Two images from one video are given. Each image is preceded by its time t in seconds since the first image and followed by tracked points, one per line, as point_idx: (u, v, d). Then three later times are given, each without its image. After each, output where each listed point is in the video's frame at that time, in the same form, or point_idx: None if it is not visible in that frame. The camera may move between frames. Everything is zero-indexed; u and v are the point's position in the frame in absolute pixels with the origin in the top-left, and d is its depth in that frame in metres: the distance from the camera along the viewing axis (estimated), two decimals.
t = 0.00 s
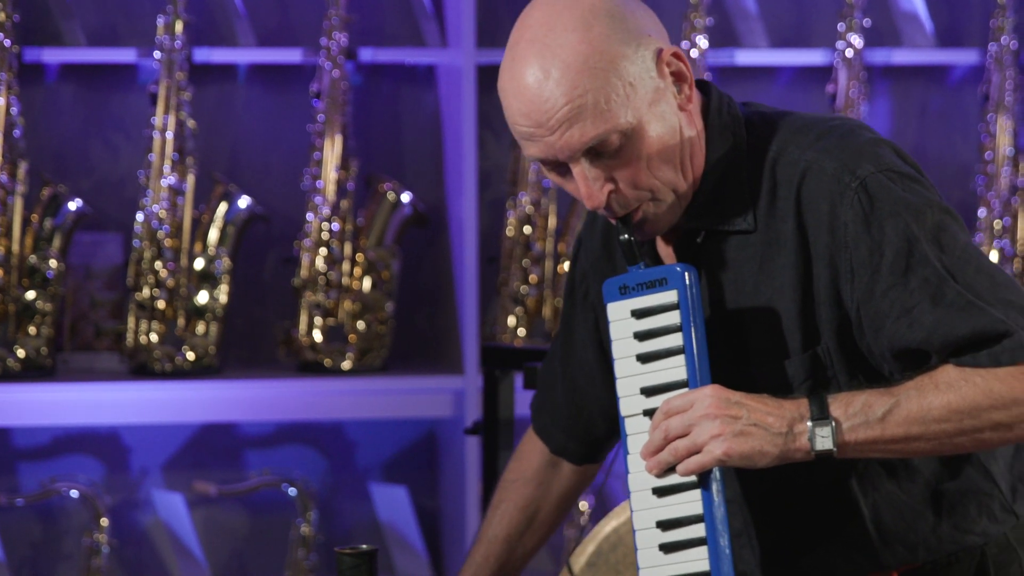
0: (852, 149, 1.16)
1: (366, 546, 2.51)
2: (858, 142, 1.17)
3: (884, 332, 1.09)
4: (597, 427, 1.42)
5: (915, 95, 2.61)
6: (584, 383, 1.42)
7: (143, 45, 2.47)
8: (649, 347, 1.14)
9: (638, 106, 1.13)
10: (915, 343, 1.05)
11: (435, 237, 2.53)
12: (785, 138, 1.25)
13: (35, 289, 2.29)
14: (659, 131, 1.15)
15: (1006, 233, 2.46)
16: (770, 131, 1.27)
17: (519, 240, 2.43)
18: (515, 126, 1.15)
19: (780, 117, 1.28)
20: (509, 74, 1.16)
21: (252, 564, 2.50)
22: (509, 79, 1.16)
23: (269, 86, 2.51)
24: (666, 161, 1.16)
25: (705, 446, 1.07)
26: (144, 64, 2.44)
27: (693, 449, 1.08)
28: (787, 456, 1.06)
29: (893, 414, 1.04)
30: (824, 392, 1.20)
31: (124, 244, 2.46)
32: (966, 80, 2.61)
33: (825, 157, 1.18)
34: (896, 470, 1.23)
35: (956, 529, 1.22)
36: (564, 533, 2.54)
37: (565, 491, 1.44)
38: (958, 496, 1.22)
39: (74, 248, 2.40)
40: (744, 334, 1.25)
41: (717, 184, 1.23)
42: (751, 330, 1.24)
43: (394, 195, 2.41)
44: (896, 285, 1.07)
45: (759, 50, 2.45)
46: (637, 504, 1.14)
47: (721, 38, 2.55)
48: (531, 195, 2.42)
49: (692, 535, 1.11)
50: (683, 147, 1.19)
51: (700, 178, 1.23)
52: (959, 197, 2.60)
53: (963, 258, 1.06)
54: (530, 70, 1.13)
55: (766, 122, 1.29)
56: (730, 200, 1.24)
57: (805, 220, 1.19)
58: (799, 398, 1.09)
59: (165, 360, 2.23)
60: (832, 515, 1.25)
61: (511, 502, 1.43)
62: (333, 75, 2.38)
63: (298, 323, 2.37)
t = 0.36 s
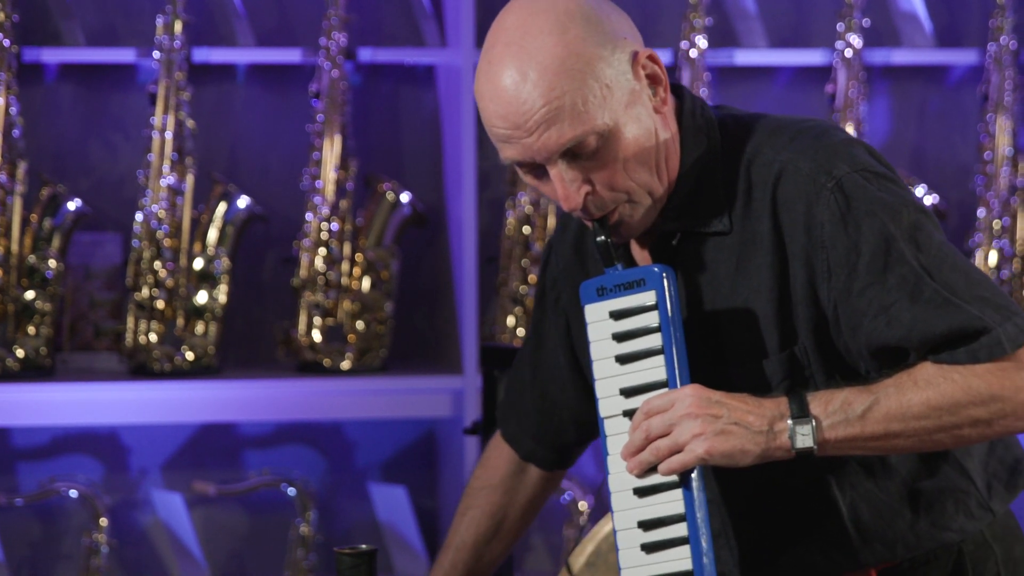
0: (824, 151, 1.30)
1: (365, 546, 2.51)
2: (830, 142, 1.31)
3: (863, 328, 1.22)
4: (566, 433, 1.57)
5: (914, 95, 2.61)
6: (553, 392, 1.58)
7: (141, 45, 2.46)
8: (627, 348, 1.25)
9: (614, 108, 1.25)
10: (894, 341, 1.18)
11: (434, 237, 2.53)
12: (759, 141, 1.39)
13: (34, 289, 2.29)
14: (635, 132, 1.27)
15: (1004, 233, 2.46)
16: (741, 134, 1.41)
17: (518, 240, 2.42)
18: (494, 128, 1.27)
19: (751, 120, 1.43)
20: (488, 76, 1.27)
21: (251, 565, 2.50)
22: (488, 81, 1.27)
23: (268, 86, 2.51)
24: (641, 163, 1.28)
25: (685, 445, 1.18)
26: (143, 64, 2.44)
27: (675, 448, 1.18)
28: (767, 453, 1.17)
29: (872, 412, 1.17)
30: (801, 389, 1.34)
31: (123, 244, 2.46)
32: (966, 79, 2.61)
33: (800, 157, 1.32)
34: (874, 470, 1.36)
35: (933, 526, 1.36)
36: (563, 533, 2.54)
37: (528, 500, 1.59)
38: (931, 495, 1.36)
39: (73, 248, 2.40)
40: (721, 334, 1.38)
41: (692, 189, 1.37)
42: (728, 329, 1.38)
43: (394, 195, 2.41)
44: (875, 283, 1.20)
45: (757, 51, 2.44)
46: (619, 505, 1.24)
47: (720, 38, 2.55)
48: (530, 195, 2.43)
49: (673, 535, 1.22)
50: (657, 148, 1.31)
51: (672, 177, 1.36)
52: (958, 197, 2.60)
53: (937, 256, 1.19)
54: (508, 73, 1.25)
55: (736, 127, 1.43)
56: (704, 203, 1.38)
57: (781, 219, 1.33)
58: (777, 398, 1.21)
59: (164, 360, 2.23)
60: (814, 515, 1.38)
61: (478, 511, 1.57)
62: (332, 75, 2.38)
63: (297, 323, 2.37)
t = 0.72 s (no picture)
0: (799, 154, 1.35)
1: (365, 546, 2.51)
2: (805, 146, 1.36)
3: (842, 329, 1.26)
4: (537, 438, 1.65)
5: (913, 96, 2.61)
6: (525, 398, 1.65)
7: (141, 45, 2.46)
8: (608, 352, 1.28)
9: (592, 113, 1.27)
10: (874, 340, 1.22)
11: (434, 237, 2.53)
12: (734, 144, 1.44)
13: (33, 289, 2.29)
14: (613, 136, 1.29)
15: (1004, 232, 2.46)
16: (716, 139, 1.47)
17: (518, 240, 2.43)
18: (471, 133, 1.27)
19: (726, 125, 1.48)
20: (466, 81, 1.28)
21: (251, 565, 2.51)
22: (465, 86, 1.28)
23: (268, 86, 2.51)
24: (618, 167, 1.30)
25: (668, 447, 1.21)
26: (143, 64, 2.44)
27: (658, 450, 1.22)
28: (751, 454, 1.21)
29: (854, 411, 1.21)
30: (782, 390, 1.39)
31: (122, 244, 2.46)
32: (965, 79, 2.61)
33: (776, 159, 1.37)
34: (853, 470, 1.40)
35: (913, 524, 1.39)
36: (563, 533, 2.54)
37: (494, 505, 1.67)
38: (909, 495, 1.40)
39: (73, 248, 2.40)
40: (702, 337, 1.43)
41: (670, 194, 1.42)
42: (711, 332, 1.43)
43: (394, 195, 2.41)
44: (854, 283, 1.24)
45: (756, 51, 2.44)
46: (602, 509, 1.28)
47: (720, 38, 2.55)
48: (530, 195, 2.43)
49: (657, 537, 1.25)
50: (633, 153, 1.33)
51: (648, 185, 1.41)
52: (957, 197, 2.61)
53: (914, 256, 1.23)
54: (486, 78, 1.26)
55: (712, 132, 1.48)
56: (681, 209, 1.42)
57: (758, 221, 1.38)
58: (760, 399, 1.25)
59: (163, 360, 2.23)
60: (797, 515, 1.41)
61: (443, 517, 1.66)
62: (331, 75, 2.38)
63: (296, 323, 2.37)
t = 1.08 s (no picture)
0: (779, 156, 1.36)
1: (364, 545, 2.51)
2: (786, 148, 1.37)
3: (827, 331, 1.26)
4: (511, 444, 1.68)
5: (912, 95, 2.61)
6: (499, 406, 1.68)
7: (140, 44, 2.47)
8: (593, 354, 1.28)
9: (576, 116, 1.27)
10: (859, 341, 1.23)
11: (433, 236, 2.53)
12: (713, 148, 1.45)
13: (32, 289, 2.29)
14: (595, 140, 1.29)
15: (1003, 232, 2.47)
16: (694, 142, 1.47)
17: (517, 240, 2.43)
18: (455, 136, 1.27)
19: (704, 129, 1.49)
20: (450, 84, 1.28)
21: (250, 565, 2.51)
22: (449, 89, 1.28)
23: (267, 85, 2.50)
24: (601, 171, 1.30)
25: (656, 449, 1.21)
26: (142, 64, 2.44)
27: (646, 451, 1.22)
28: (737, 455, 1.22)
29: (840, 412, 1.22)
30: (765, 391, 1.39)
31: (121, 244, 2.46)
32: (964, 79, 2.61)
33: (756, 162, 1.37)
34: (836, 471, 1.42)
35: (896, 524, 1.41)
36: (562, 532, 2.55)
37: (462, 512, 1.69)
38: (892, 494, 1.41)
39: (72, 247, 2.40)
40: (686, 340, 1.42)
41: (653, 197, 1.41)
42: (694, 335, 1.42)
43: (393, 195, 2.42)
44: (838, 284, 1.25)
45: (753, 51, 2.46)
46: (589, 511, 1.28)
47: (719, 38, 2.55)
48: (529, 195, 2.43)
49: (645, 538, 1.25)
50: (616, 157, 1.33)
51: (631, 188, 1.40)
52: (956, 197, 2.61)
53: (896, 257, 1.25)
54: (470, 81, 1.26)
55: (689, 136, 1.49)
56: (663, 212, 1.42)
57: (740, 223, 1.39)
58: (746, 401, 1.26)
59: (163, 360, 2.23)
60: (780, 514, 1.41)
61: (413, 524, 1.66)
62: (331, 75, 2.38)
63: (296, 323, 2.37)
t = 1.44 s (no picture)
0: (769, 159, 1.36)
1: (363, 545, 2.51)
2: (776, 151, 1.37)
3: (820, 332, 1.27)
4: (485, 449, 1.69)
5: (911, 95, 2.61)
6: (473, 411, 1.69)
7: (139, 44, 2.47)
8: (587, 357, 1.28)
9: (570, 119, 1.27)
10: (854, 341, 1.24)
11: (432, 236, 2.53)
12: (699, 150, 1.45)
13: (31, 288, 2.29)
14: (588, 143, 1.29)
15: (1002, 232, 2.47)
16: (679, 145, 1.47)
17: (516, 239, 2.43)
18: (449, 138, 1.27)
19: (690, 133, 1.49)
20: (444, 87, 1.28)
21: (249, 564, 2.51)
22: (443, 92, 1.27)
23: (266, 85, 2.50)
24: (593, 174, 1.31)
25: (656, 450, 1.21)
26: (141, 63, 2.44)
27: (645, 453, 1.21)
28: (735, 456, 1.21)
29: (836, 412, 1.22)
30: (757, 392, 1.39)
31: (120, 243, 2.46)
32: (963, 79, 2.61)
33: (746, 164, 1.38)
34: (822, 471, 1.42)
35: (884, 524, 1.40)
36: (560, 532, 2.55)
37: (429, 519, 1.69)
38: (879, 494, 1.41)
39: (72, 247, 2.40)
40: (679, 344, 1.42)
41: (645, 201, 1.41)
42: (686, 338, 1.41)
43: (392, 194, 2.41)
44: (832, 286, 1.26)
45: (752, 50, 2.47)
46: (585, 513, 1.28)
47: (718, 38, 2.55)
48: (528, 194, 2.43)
49: (643, 540, 1.25)
50: (608, 160, 1.34)
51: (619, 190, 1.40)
52: (955, 197, 2.61)
53: (887, 259, 1.26)
54: (465, 83, 1.25)
55: (675, 140, 1.49)
56: (654, 216, 1.42)
57: (731, 226, 1.39)
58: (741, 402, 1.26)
59: (162, 360, 2.23)
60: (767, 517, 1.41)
61: (379, 530, 1.66)
62: (330, 74, 2.39)
63: (295, 322, 2.37)
